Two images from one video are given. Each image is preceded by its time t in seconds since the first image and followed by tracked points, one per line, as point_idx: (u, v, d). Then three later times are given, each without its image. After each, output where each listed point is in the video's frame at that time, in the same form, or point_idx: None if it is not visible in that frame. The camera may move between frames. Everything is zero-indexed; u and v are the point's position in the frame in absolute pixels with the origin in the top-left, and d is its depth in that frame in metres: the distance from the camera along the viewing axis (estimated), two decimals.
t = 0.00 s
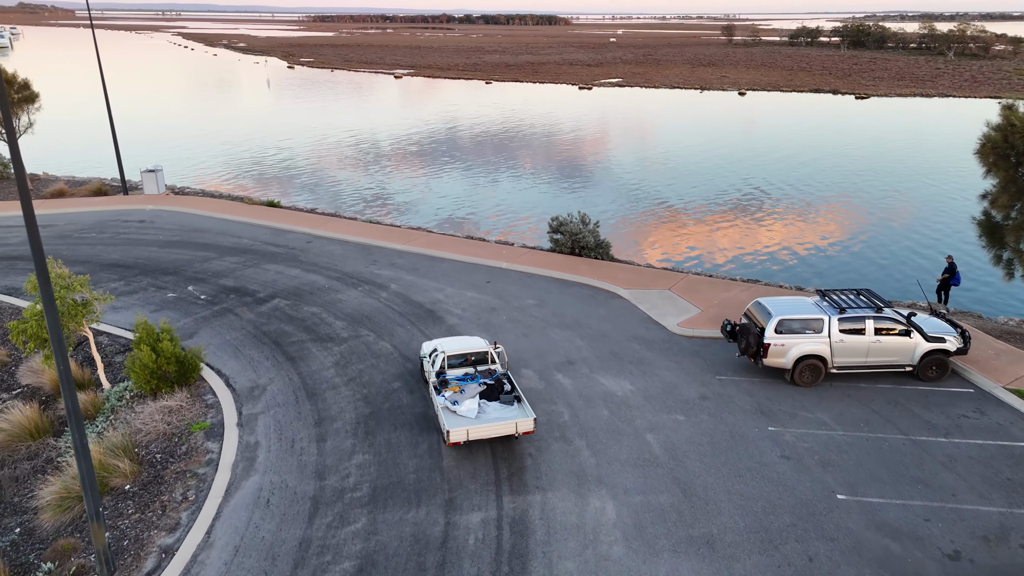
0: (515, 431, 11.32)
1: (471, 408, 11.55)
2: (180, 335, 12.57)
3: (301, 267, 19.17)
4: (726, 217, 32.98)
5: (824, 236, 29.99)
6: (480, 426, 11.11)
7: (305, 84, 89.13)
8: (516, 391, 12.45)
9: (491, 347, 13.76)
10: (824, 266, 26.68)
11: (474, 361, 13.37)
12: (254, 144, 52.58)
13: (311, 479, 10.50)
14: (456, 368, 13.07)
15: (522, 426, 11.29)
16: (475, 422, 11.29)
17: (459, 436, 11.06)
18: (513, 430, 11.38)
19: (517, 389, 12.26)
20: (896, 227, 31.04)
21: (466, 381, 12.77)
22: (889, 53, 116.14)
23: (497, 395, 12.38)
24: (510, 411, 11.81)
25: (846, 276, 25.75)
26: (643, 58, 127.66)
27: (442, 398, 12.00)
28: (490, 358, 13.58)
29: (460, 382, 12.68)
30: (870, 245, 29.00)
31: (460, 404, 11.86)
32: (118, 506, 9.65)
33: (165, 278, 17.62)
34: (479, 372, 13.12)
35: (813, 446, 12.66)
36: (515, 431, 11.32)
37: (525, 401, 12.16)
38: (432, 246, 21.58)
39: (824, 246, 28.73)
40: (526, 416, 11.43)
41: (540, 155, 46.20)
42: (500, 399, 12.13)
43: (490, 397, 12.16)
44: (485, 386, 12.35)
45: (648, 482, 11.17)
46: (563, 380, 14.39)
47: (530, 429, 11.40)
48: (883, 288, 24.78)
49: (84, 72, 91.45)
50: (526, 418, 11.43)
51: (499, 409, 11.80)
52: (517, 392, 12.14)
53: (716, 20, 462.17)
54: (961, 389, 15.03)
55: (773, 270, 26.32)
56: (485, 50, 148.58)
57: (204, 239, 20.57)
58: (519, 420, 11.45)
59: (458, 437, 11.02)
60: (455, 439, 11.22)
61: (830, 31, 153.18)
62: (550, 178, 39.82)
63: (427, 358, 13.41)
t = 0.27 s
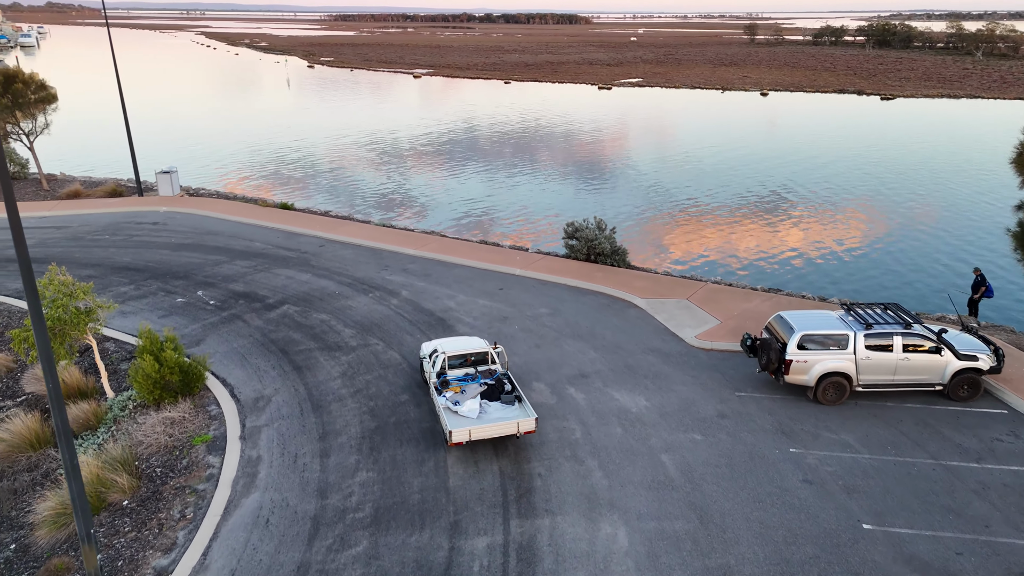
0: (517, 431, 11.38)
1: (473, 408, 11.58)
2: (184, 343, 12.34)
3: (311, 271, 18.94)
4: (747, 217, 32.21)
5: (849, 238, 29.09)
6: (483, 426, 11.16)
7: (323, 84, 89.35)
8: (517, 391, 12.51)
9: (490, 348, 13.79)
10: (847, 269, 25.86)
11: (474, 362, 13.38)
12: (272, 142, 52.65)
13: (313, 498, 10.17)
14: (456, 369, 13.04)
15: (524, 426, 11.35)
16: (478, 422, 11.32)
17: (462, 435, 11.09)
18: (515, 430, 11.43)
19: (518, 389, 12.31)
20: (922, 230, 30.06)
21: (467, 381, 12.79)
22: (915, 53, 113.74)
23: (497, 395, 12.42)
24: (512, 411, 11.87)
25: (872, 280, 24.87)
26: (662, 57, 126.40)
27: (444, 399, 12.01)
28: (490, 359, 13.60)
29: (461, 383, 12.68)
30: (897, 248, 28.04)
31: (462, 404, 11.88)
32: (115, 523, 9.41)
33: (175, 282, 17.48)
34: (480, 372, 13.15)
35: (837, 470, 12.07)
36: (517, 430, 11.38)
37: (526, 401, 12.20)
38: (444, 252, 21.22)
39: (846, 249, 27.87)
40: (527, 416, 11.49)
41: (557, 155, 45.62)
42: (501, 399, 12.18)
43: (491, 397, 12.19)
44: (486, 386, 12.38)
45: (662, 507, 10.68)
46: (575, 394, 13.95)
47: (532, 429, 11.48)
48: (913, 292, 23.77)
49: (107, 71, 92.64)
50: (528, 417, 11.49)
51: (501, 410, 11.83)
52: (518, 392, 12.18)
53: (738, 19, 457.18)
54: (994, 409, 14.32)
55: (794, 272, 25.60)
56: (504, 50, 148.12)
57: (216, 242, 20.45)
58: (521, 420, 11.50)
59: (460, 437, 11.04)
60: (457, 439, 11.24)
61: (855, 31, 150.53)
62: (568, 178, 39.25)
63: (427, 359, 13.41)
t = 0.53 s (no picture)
0: (518, 430, 11.40)
1: (474, 408, 11.57)
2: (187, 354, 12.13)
3: (322, 276, 18.68)
4: (771, 220, 31.36)
5: (876, 243, 28.16)
6: (485, 426, 11.17)
7: (342, 83, 89.50)
8: (517, 390, 12.50)
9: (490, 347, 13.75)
10: (875, 275, 25.00)
11: (474, 362, 13.35)
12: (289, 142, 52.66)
13: (314, 518, 9.84)
14: (457, 369, 13.01)
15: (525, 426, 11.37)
16: (479, 422, 11.32)
17: (464, 435, 11.09)
18: (516, 429, 11.45)
19: (518, 388, 12.30)
20: (954, 235, 29.01)
21: (467, 381, 12.77)
22: (942, 53, 111.25)
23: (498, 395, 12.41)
24: (513, 410, 11.88)
25: (900, 288, 24.00)
26: (682, 57, 125.02)
27: (445, 399, 12.01)
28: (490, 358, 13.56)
29: (461, 382, 12.66)
30: (926, 253, 27.07)
31: (463, 404, 11.88)
32: (111, 541, 9.16)
33: (185, 286, 17.30)
34: (480, 372, 13.13)
35: (863, 497, 11.47)
36: (518, 430, 11.40)
37: (526, 401, 12.22)
38: (457, 257, 20.86)
39: (874, 254, 26.96)
40: (529, 415, 11.51)
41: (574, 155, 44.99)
42: (502, 398, 12.19)
43: (492, 397, 12.19)
44: (486, 386, 12.36)
45: (677, 534, 10.19)
46: (588, 410, 13.49)
47: (534, 428, 11.51)
48: (943, 301, 22.90)
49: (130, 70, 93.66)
50: (529, 417, 11.52)
51: (502, 409, 11.81)
52: (518, 392, 12.19)
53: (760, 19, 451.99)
54: None
55: (819, 278, 24.81)
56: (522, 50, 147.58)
57: (228, 245, 20.27)
58: (522, 419, 11.51)
59: (462, 437, 11.05)
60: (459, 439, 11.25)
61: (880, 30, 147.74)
62: (586, 178, 38.62)
63: (427, 360, 13.35)
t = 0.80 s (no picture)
0: (519, 430, 11.49)
1: (475, 409, 11.64)
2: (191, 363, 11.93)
3: (332, 281, 18.43)
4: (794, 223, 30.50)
5: (904, 246, 27.16)
6: (486, 426, 11.25)
7: (359, 83, 89.55)
8: (516, 390, 12.58)
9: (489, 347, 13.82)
10: (903, 281, 24.07)
11: (473, 362, 13.41)
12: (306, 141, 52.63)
13: (314, 540, 9.51)
14: (456, 369, 13.08)
15: (526, 425, 11.46)
16: (480, 422, 11.38)
17: (465, 436, 11.15)
18: (517, 429, 11.53)
19: (518, 388, 12.39)
20: (987, 238, 27.89)
21: (467, 381, 12.85)
22: (970, 53, 108.71)
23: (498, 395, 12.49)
24: (514, 410, 11.97)
25: (930, 294, 23.07)
26: (702, 57, 123.51)
27: (445, 399, 12.08)
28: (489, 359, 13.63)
29: (461, 383, 12.73)
30: (957, 258, 26.10)
31: (463, 404, 11.96)
32: (106, 561, 8.92)
33: (194, 291, 17.13)
34: (480, 372, 13.20)
35: (890, 526, 10.88)
36: (519, 429, 11.49)
37: (526, 400, 12.29)
38: (470, 263, 20.49)
39: (903, 258, 25.98)
40: (529, 415, 11.61)
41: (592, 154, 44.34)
42: (502, 398, 12.28)
43: (492, 396, 12.28)
44: (486, 386, 12.43)
45: (693, 564, 9.70)
46: (600, 426, 13.05)
47: (534, 428, 11.61)
48: (974, 310, 21.99)
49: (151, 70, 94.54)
50: (529, 416, 11.61)
51: (502, 409, 11.89)
52: (518, 391, 12.26)
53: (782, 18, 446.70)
54: None
55: (845, 283, 23.94)
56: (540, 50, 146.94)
57: (239, 248, 20.10)
58: (523, 418, 11.60)
59: (464, 437, 11.13)
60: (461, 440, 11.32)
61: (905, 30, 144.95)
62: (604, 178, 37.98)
63: (427, 361, 13.37)
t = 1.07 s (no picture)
0: (519, 429, 11.50)
1: (475, 409, 11.64)
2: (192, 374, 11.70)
3: (341, 287, 18.13)
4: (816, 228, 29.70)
5: (933, 253, 26.25)
6: (487, 426, 11.26)
7: (375, 83, 89.52)
8: (516, 389, 12.58)
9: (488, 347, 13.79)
10: (931, 290, 23.22)
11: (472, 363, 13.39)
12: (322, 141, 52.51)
13: (314, 563, 9.16)
14: (456, 369, 13.06)
15: (527, 425, 11.47)
16: (481, 421, 11.38)
17: (466, 436, 11.16)
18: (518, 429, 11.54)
19: (518, 388, 12.39)
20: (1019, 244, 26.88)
21: (467, 381, 12.85)
22: (998, 53, 106.30)
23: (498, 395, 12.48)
24: (514, 410, 11.97)
25: (959, 303, 22.20)
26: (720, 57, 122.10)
27: (445, 399, 12.08)
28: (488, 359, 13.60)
29: (461, 383, 12.75)
30: (986, 265, 25.19)
31: (464, 404, 11.97)
32: None
33: (202, 296, 16.90)
34: (479, 372, 13.20)
35: (919, 558, 10.29)
36: (520, 429, 11.50)
37: (526, 400, 12.29)
38: (482, 269, 20.10)
39: (931, 266, 25.08)
40: (529, 414, 11.64)
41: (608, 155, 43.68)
42: (502, 398, 12.29)
43: (492, 396, 12.28)
44: (485, 386, 12.42)
45: None
46: (613, 443, 12.59)
47: (535, 427, 11.63)
48: (1004, 320, 21.14)
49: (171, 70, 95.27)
50: (530, 416, 11.62)
51: (502, 409, 11.90)
52: (518, 391, 12.24)
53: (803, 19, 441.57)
54: None
55: (870, 290, 23.15)
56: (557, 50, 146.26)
57: (249, 252, 19.88)
58: (523, 418, 11.60)
59: (465, 437, 11.13)
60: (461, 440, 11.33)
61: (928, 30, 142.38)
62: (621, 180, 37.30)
63: (426, 362, 13.31)
